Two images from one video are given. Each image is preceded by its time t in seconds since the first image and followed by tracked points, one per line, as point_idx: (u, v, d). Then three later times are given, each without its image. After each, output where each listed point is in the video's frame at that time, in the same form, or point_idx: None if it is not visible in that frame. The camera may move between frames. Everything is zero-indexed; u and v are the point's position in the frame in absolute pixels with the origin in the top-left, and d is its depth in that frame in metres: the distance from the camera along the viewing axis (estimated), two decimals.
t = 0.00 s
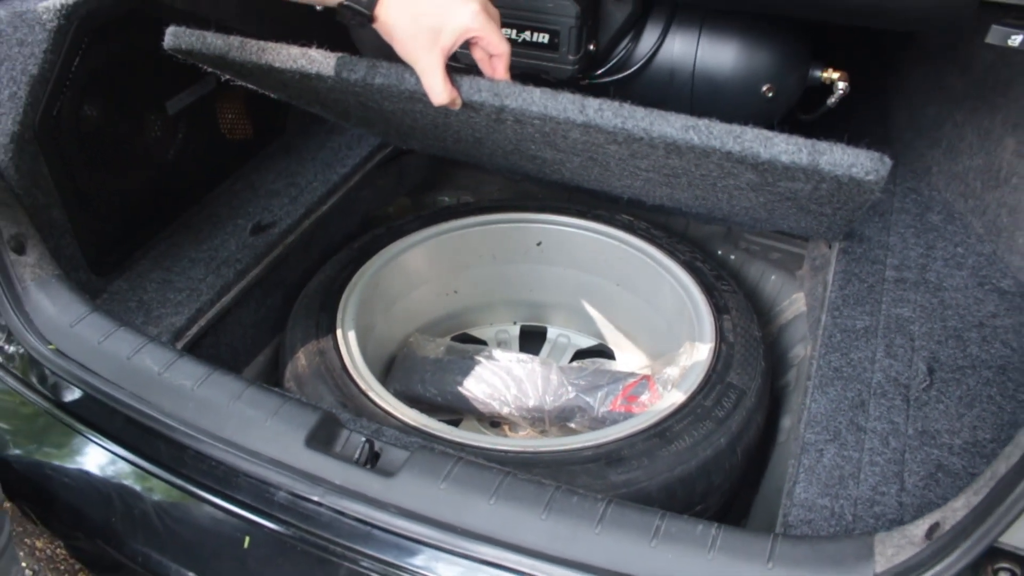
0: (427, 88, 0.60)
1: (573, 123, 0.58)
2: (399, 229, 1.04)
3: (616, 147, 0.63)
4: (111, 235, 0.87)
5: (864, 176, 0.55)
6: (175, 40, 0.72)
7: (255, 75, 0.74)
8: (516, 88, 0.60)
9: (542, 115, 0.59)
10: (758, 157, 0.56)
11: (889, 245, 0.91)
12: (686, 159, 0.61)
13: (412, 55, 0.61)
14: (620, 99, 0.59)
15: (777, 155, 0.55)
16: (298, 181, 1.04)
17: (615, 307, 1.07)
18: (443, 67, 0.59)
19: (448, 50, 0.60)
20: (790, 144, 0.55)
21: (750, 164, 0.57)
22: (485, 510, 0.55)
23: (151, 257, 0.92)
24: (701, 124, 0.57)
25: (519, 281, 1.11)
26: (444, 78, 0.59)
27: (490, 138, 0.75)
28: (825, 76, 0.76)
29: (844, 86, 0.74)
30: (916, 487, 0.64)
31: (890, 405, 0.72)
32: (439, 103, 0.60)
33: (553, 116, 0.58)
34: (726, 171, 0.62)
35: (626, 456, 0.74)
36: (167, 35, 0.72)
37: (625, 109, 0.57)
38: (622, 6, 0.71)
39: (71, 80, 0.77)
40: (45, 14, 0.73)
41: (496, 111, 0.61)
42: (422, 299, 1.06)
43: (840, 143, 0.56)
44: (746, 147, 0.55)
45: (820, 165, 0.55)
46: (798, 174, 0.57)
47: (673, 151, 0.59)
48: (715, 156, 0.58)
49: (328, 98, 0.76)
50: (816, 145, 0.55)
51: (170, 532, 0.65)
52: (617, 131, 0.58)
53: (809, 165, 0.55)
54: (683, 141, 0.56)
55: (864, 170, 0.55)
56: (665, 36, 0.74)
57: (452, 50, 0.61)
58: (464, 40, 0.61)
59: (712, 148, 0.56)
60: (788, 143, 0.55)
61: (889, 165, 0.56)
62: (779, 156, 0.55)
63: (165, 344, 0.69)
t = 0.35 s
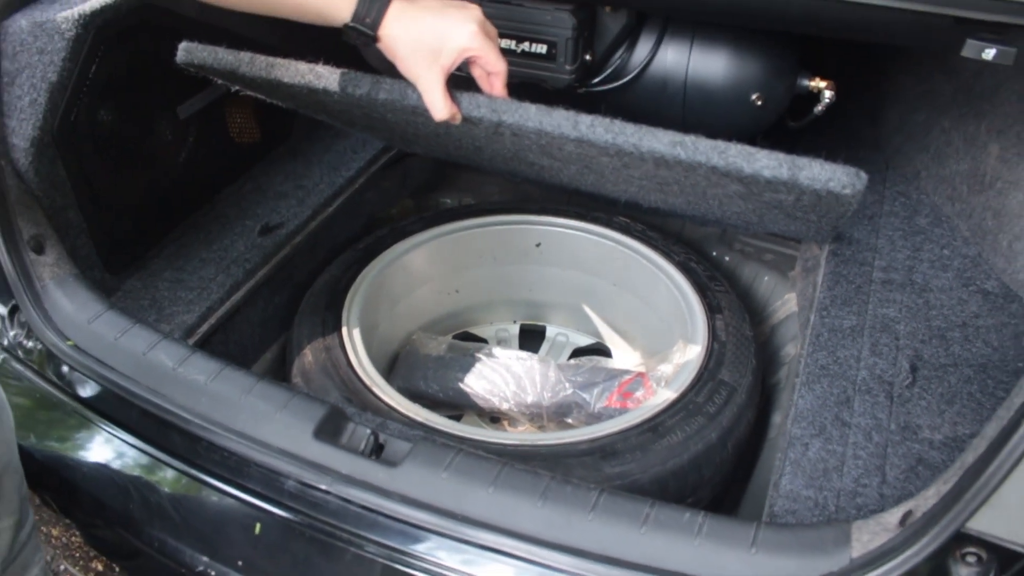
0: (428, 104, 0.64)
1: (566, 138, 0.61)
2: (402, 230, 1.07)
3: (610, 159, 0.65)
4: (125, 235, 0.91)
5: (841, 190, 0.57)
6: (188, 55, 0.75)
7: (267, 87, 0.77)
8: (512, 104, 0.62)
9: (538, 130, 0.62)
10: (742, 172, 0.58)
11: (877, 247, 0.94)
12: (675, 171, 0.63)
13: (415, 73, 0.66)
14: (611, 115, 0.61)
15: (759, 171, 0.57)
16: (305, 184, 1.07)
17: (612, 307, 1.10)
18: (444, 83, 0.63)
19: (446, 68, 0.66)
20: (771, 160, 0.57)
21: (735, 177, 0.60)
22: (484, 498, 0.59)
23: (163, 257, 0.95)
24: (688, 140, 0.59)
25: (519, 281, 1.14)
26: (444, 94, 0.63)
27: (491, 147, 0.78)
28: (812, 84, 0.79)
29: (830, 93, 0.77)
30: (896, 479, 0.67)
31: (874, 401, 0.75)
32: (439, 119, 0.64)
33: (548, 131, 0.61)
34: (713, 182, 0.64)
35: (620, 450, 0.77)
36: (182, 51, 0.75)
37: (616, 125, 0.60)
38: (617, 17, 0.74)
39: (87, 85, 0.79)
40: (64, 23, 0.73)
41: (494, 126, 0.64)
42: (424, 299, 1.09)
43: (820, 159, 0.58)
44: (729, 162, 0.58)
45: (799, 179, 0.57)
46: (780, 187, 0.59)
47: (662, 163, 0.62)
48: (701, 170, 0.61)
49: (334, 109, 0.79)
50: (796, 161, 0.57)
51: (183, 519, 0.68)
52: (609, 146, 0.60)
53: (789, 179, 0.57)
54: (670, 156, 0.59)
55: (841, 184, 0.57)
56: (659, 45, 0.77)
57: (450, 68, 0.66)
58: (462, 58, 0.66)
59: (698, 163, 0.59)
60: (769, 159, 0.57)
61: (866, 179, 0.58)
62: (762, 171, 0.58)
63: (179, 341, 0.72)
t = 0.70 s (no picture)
0: (416, 152, 0.70)
1: (546, 184, 0.66)
2: (398, 268, 1.10)
3: (591, 205, 0.70)
4: (133, 271, 0.95)
5: (804, 234, 0.60)
6: (194, 103, 0.81)
7: (269, 134, 0.82)
8: (497, 153, 0.68)
9: (519, 177, 0.67)
10: (709, 218, 0.63)
11: (855, 285, 0.98)
12: (652, 216, 0.67)
13: (404, 124, 0.71)
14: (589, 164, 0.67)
15: (725, 216, 0.62)
16: (305, 224, 1.11)
17: (602, 344, 1.13)
18: (431, 135, 0.69)
19: (433, 119, 0.70)
20: (737, 205, 0.61)
21: (706, 223, 0.64)
22: (467, 523, 0.61)
23: (168, 293, 0.99)
24: (660, 187, 0.64)
25: (513, 319, 1.17)
26: (431, 143, 0.69)
27: (479, 192, 0.82)
28: (787, 129, 0.81)
29: (803, 138, 0.80)
30: (869, 509, 0.70)
31: (849, 433, 0.78)
32: (426, 165, 0.70)
33: (529, 178, 0.67)
34: (686, 225, 0.68)
35: (603, 480, 0.79)
36: (188, 98, 0.82)
37: (591, 173, 0.65)
38: (598, 67, 0.79)
39: (98, 130, 0.84)
40: (79, 71, 0.80)
41: (478, 173, 0.70)
42: (420, 336, 1.12)
43: (784, 204, 0.61)
44: (697, 208, 0.63)
45: (763, 223, 0.61)
46: (747, 232, 0.63)
47: (637, 209, 0.67)
48: (673, 215, 0.65)
49: (331, 154, 0.84)
50: (761, 207, 0.61)
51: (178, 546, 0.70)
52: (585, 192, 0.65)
53: (753, 224, 0.61)
54: (642, 202, 0.64)
55: (803, 229, 0.60)
56: (639, 93, 0.81)
57: (436, 119, 0.70)
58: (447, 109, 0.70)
59: (669, 208, 0.64)
60: (735, 206, 0.62)
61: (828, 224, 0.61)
62: (728, 216, 0.62)
63: (179, 373, 0.76)
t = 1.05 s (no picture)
0: (403, 164, 0.74)
1: (521, 192, 0.71)
2: (397, 278, 1.16)
3: (565, 214, 0.74)
4: (147, 275, 1.01)
5: (756, 240, 0.63)
6: (202, 119, 0.87)
7: (269, 146, 0.88)
8: (477, 165, 0.72)
9: (496, 186, 0.71)
10: (669, 224, 0.67)
11: (831, 298, 1.03)
12: (621, 225, 0.72)
13: (391, 138, 0.76)
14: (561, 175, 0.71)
15: (684, 223, 0.66)
16: (310, 235, 1.17)
17: (592, 352, 1.18)
18: (415, 146, 0.74)
19: (417, 132, 0.75)
20: (695, 214, 0.66)
21: (669, 229, 0.69)
22: (443, 503, 0.66)
23: (179, 296, 1.05)
24: (625, 197, 0.68)
25: (507, 328, 1.22)
26: (415, 154, 0.74)
27: (469, 204, 0.88)
28: (757, 146, 0.87)
29: (772, 154, 0.86)
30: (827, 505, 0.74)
31: (814, 435, 0.82)
32: (413, 176, 0.74)
33: (505, 187, 0.71)
34: (654, 234, 0.73)
35: (580, 476, 0.84)
36: (197, 115, 0.88)
37: (563, 183, 0.69)
38: (578, 86, 0.84)
39: (115, 142, 0.91)
40: (99, 87, 0.88)
41: (459, 182, 0.74)
42: (417, 342, 1.17)
43: (740, 213, 0.65)
44: (659, 216, 0.67)
45: (718, 230, 0.65)
46: (706, 239, 0.67)
47: (607, 218, 0.71)
48: (639, 223, 0.70)
49: (329, 168, 0.90)
50: (717, 215, 0.65)
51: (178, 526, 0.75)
52: (557, 201, 0.70)
53: (710, 231, 0.65)
54: (609, 210, 0.68)
55: (755, 234, 0.63)
56: (617, 112, 0.86)
57: (420, 133, 0.76)
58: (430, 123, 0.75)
59: (633, 216, 0.68)
60: (694, 214, 0.66)
61: (782, 231, 0.64)
62: (687, 223, 0.66)
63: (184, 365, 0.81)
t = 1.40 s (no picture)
0: (416, 166, 0.82)
1: (521, 195, 0.77)
2: (420, 269, 1.23)
3: (564, 217, 0.81)
4: (190, 255, 1.10)
5: (733, 243, 0.69)
6: (240, 122, 0.94)
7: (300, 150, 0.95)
8: (484, 169, 0.79)
9: (500, 189, 0.78)
10: (652, 227, 0.72)
11: (829, 298, 1.07)
12: (614, 228, 0.78)
13: (406, 143, 0.84)
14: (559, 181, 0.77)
15: (667, 226, 0.71)
16: (340, 226, 1.25)
17: (602, 345, 1.24)
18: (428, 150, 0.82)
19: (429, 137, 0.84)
20: (677, 218, 0.71)
21: (655, 232, 0.74)
22: (445, 459, 0.72)
23: (217, 276, 1.13)
24: (615, 201, 0.74)
25: (523, 320, 1.29)
26: (427, 156, 0.81)
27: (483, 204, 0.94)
28: (755, 148, 0.93)
29: (768, 155, 0.92)
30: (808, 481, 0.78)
31: (802, 420, 0.86)
32: (425, 177, 0.82)
33: (507, 190, 0.78)
34: (645, 237, 0.78)
35: (579, 450, 0.89)
36: (235, 118, 0.95)
37: (558, 187, 0.75)
38: (587, 87, 0.91)
39: (165, 132, 1.00)
40: (153, 80, 0.96)
41: (467, 186, 0.81)
42: (438, 330, 1.24)
43: (719, 218, 0.70)
44: (644, 219, 0.72)
45: (699, 233, 0.70)
46: (689, 241, 0.72)
47: (600, 221, 0.77)
48: (628, 226, 0.75)
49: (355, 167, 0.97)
50: (698, 220, 0.70)
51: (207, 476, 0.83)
52: (553, 204, 0.76)
53: (691, 234, 0.70)
54: (599, 213, 0.74)
55: (731, 238, 0.69)
56: (624, 112, 0.93)
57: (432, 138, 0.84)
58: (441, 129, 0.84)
59: (622, 219, 0.74)
60: (676, 218, 0.71)
61: (757, 235, 0.69)
62: (669, 226, 0.71)
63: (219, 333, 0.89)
